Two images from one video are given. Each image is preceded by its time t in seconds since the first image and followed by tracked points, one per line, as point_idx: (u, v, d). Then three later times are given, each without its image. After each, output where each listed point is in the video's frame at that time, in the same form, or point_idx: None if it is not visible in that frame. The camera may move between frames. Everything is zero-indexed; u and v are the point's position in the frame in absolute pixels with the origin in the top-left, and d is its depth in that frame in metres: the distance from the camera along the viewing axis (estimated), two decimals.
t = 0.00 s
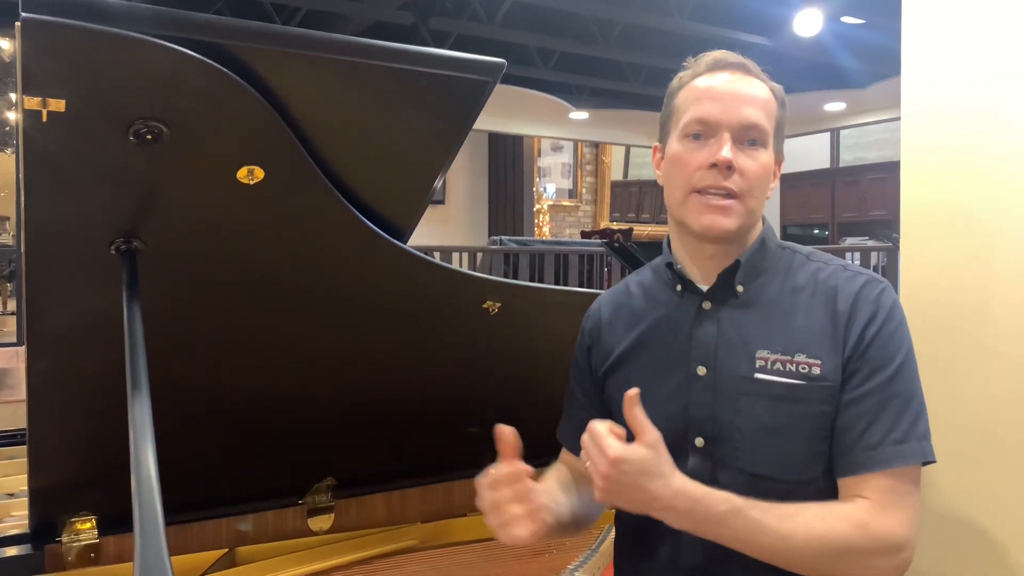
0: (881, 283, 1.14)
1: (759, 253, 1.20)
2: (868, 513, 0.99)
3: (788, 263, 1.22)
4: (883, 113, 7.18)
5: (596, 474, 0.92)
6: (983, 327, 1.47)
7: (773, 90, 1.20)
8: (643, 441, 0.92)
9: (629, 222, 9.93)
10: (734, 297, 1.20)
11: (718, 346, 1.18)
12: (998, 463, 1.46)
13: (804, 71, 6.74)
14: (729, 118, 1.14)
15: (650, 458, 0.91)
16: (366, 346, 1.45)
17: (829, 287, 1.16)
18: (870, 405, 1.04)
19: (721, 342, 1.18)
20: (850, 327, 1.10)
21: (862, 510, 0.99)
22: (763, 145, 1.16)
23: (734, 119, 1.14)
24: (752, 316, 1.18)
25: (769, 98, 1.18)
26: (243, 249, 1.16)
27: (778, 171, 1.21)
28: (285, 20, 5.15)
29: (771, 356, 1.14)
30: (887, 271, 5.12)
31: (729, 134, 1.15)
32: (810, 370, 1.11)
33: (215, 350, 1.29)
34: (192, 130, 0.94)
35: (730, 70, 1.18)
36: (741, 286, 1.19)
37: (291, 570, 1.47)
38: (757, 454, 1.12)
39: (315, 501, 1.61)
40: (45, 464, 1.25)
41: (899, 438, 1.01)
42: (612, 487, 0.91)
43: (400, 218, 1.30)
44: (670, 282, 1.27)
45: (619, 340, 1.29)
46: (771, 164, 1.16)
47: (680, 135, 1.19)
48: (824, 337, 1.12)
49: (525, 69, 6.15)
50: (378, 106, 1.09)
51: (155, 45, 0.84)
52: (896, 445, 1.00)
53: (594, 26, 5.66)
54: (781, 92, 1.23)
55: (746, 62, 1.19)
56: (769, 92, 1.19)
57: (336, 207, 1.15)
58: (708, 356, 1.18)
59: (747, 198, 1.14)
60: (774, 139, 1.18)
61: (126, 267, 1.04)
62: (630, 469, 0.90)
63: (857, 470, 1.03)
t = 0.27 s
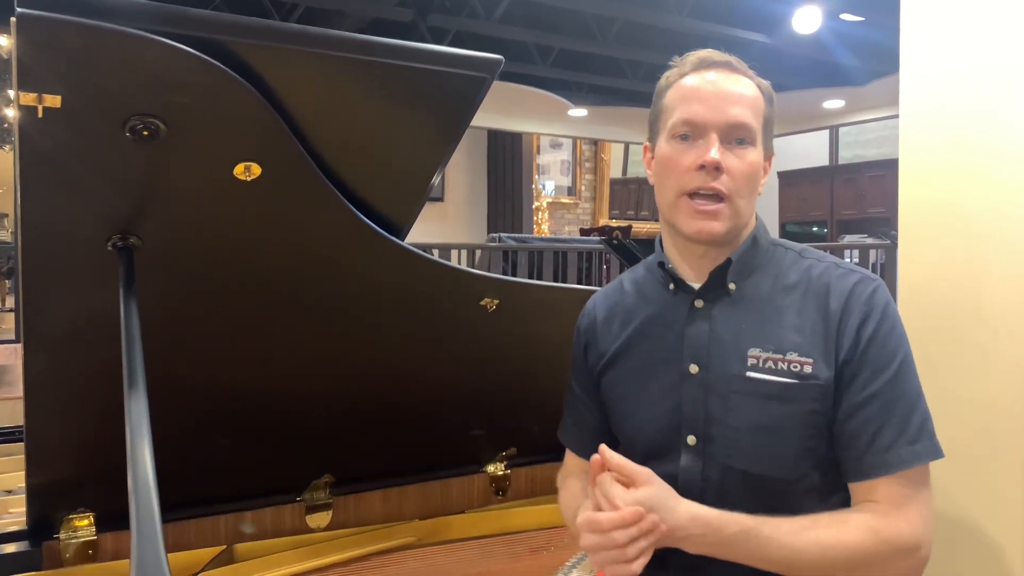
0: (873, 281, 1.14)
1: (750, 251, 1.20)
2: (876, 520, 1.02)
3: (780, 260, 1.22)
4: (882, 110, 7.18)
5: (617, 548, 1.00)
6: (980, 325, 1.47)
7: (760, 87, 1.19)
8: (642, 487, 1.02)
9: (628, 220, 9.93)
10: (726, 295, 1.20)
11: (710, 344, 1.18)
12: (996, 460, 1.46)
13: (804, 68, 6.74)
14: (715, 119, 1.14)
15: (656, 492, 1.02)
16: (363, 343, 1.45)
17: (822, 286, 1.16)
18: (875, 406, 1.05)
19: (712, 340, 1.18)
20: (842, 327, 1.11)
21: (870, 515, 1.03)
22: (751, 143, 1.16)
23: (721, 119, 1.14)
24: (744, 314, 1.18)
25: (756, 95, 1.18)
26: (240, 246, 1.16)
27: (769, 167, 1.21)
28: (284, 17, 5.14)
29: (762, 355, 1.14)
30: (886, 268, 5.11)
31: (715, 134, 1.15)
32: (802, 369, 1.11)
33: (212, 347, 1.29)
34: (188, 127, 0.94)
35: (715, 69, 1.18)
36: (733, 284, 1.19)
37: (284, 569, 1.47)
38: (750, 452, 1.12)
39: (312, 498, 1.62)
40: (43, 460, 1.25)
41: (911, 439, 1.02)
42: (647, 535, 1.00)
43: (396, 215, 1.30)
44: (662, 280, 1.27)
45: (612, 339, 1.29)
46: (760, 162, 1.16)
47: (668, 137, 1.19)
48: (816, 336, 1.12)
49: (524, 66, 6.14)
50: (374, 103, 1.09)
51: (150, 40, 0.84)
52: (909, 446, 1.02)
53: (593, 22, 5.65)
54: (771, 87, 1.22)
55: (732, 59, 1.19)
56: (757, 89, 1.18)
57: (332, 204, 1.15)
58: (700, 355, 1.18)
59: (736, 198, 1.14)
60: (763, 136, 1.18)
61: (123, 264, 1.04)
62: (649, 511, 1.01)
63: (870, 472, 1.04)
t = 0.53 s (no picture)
0: (871, 279, 1.14)
1: (749, 249, 1.20)
2: (875, 517, 1.03)
3: (778, 257, 1.22)
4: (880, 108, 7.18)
5: (616, 538, 1.01)
6: (977, 322, 1.47)
7: (751, 83, 1.19)
8: (644, 480, 1.02)
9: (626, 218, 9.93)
10: (725, 292, 1.20)
11: (709, 342, 1.18)
12: (991, 458, 1.46)
13: (802, 66, 6.74)
14: (705, 117, 1.14)
15: (659, 487, 1.02)
16: (360, 340, 1.45)
17: (820, 284, 1.16)
18: (874, 404, 1.05)
19: (712, 338, 1.18)
20: (841, 324, 1.11)
21: (869, 513, 1.03)
22: (742, 139, 1.15)
23: (711, 116, 1.14)
24: (743, 311, 1.18)
25: (747, 91, 1.17)
26: (236, 242, 1.16)
27: (764, 163, 1.20)
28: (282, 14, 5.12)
29: (761, 352, 1.14)
30: (883, 267, 5.11)
31: (705, 132, 1.15)
32: (801, 366, 1.11)
33: (209, 344, 1.29)
34: (183, 122, 0.94)
35: (705, 67, 1.17)
36: (732, 281, 1.19)
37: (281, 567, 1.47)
38: (748, 449, 1.12)
39: (309, 496, 1.62)
40: (38, 457, 1.25)
41: (908, 437, 1.04)
42: (646, 529, 1.00)
43: (393, 212, 1.30)
44: (660, 277, 1.27)
45: (610, 336, 1.29)
46: (753, 158, 1.15)
47: (660, 136, 1.19)
48: (815, 334, 1.12)
49: (522, 63, 6.13)
50: (371, 99, 1.09)
51: (145, 36, 0.83)
52: (907, 444, 1.03)
53: (592, 20, 5.65)
54: (764, 84, 1.22)
55: (724, 57, 1.18)
56: (747, 85, 1.18)
57: (329, 200, 1.15)
58: (699, 352, 1.18)
59: (728, 195, 1.14)
60: (756, 131, 1.17)
61: (120, 261, 1.04)
62: (650, 506, 1.01)
63: (866, 469, 1.05)
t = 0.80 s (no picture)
0: (871, 276, 1.15)
1: (749, 245, 1.20)
2: (876, 513, 1.03)
3: (777, 254, 1.22)
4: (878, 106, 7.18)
5: (614, 523, 1.00)
6: (974, 318, 1.48)
7: (748, 80, 1.18)
8: (650, 467, 1.03)
9: (624, 216, 9.94)
10: (725, 289, 1.20)
11: (709, 338, 1.18)
12: (988, 454, 1.46)
13: (800, 63, 6.74)
14: (701, 115, 1.14)
15: (663, 475, 1.02)
16: (357, 337, 1.45)
17: (821, 281, 1.16)
18: (875, 400, 1.06)
19: (712, 334, 1.18)
20: (842, 321, 1.11)
21: (871, 508, 1.03)
22: (739, 137, 1.15)
23: (707, 114, 1.14)
24: (743, 308, 1.18)
25: (744, 87, 1.17)
26: (234, 238, 1.15)
27: (762, 159, 1.20)
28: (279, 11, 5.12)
29: (761, 349, 1.14)
30: (881, 264, 5.12)
31: (702, 130, 1.15)
32: (801, 363, 1.11)
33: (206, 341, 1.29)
34: (179, 118, 0.94)
35: (702, 65, 1.17)
36: (732, 278, 1.19)
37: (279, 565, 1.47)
38: (748, 446, 1.12)
39: (308, 493, 1.62)
40: (36, 454, 1.25)
41: (908, 433, 1.04)
42: (645, 517, 1.00)
43: (391, 209, 1.30)
44: (660, 274, 1.27)
45: (609, 333, 1.29)
46: (751, 155, 1.15)
47: (658, 134, 1.19)
48: (815, 331, 1.13)
49: (520, 61, 6.13)
50: (368, 95, 1.08)
51: (140, 31, 0.83)
52: (907, 441, 1.04)
53: (590, 17, 5.64)
54: (761, 80, 1.21)
55: (720, 53, 1.18)
56: (744, 81, 1.18)
57: (326, 196, 1.15)
58: (699, 349, 1.18)
59: (725, 192, 1.14)
60: (753, 128, 1.17)
61: (115, 258, 1.03)
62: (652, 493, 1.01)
63: (866, 466, 1.05)
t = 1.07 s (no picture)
0: (873, 275, 1.15)
1: (750, 244, 1.20)
2: (877, 512, 1.03)
3: (778, 253, 1.22)
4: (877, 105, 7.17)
5: (613, 517, 1.01)
6: (973, 317, 1.48)
7: (749, 78, 1.19)
8: (650, 462, 1.03)
9: (623, 214, 9.94)
10: (726, 288, 1.20)
11: (710, 337, 1.18)
12: (987, 452, 1.47)
13: (799, 61, 6.73)
14: (702, 113, 1.14)
15: (663, 471, 1.03)
16: (357, 335, 1.45)
17: (822, 280, 1.16)
18: (875, 399, 1.06)
19: (712, 334, 1.18)
20: (843, 320, 1.11)
21: (870, 507, 1.04)
22: (740, 135, 1.15)
23: (708, 112, 1.14)
24: (744, 308, 1.18)
25: (745, 85, 1.17)
26: (234, 237, 1.15)
27: (763, 157, 1.20)
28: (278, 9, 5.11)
29: (762, 348, 1.14)
30: (881, 262, 5.12)
31: (703, 128, 1.15)
32: (802, 362, 1.11)
33: (206, 340, 1.29)
34: (179, 116, 0.94)
35: (703, 63, 1.17)
36: (733, 277, 1.19)
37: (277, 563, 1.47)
38: (749, 445, 1.12)
39: (307, 491, 1.62)
40: (35, 453, 1.25)
41: (909, 433, 1.04)
42: (644, 513, 1.01)
43: (391, 207, 1.30)
44: (661, 273, 1.27)
45: (610, 332, 1.29)
46: (752, 153, 1.15)
47: (658, 132, 1.19)
48: (816, 330, 1.13)
49: (520, 59, 6.12)
50: (368, 93, 1.08)
51: (140, 30, 0.83)
52: (907, 441, 1.04)
53: (590, 16, 5.64)
54: (762, 78, 1.21)
55: (721, 51, 1.18)
56: (745, 79, 1.18)
57: (326, 195, 1.14)
58: (700, 348, 1.18)
59: (727, 190, 1.14)
60: (754, 126, 1.17)
61: (114, 256, 1.03)
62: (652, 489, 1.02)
63: (866, 465, 1.05)
